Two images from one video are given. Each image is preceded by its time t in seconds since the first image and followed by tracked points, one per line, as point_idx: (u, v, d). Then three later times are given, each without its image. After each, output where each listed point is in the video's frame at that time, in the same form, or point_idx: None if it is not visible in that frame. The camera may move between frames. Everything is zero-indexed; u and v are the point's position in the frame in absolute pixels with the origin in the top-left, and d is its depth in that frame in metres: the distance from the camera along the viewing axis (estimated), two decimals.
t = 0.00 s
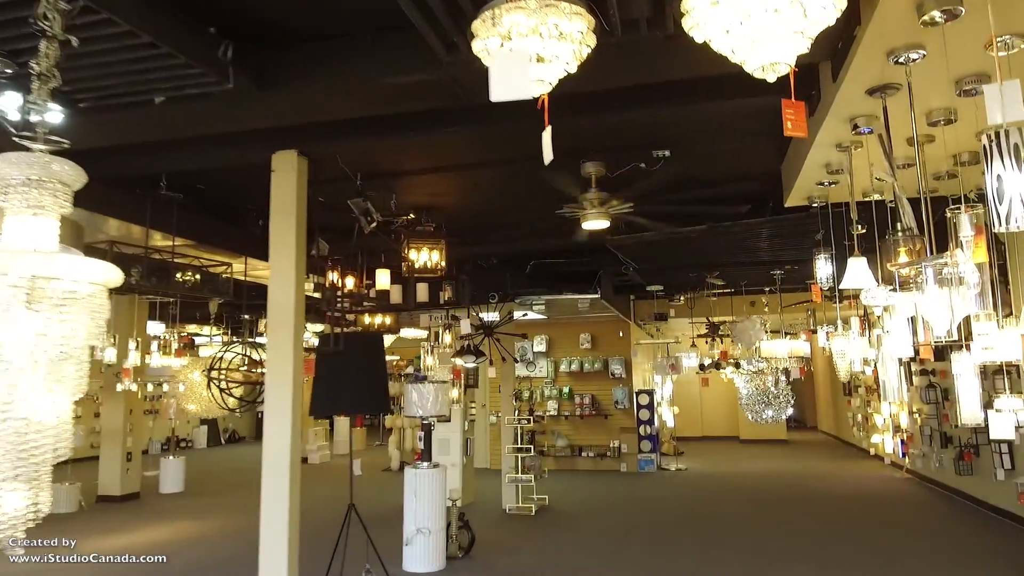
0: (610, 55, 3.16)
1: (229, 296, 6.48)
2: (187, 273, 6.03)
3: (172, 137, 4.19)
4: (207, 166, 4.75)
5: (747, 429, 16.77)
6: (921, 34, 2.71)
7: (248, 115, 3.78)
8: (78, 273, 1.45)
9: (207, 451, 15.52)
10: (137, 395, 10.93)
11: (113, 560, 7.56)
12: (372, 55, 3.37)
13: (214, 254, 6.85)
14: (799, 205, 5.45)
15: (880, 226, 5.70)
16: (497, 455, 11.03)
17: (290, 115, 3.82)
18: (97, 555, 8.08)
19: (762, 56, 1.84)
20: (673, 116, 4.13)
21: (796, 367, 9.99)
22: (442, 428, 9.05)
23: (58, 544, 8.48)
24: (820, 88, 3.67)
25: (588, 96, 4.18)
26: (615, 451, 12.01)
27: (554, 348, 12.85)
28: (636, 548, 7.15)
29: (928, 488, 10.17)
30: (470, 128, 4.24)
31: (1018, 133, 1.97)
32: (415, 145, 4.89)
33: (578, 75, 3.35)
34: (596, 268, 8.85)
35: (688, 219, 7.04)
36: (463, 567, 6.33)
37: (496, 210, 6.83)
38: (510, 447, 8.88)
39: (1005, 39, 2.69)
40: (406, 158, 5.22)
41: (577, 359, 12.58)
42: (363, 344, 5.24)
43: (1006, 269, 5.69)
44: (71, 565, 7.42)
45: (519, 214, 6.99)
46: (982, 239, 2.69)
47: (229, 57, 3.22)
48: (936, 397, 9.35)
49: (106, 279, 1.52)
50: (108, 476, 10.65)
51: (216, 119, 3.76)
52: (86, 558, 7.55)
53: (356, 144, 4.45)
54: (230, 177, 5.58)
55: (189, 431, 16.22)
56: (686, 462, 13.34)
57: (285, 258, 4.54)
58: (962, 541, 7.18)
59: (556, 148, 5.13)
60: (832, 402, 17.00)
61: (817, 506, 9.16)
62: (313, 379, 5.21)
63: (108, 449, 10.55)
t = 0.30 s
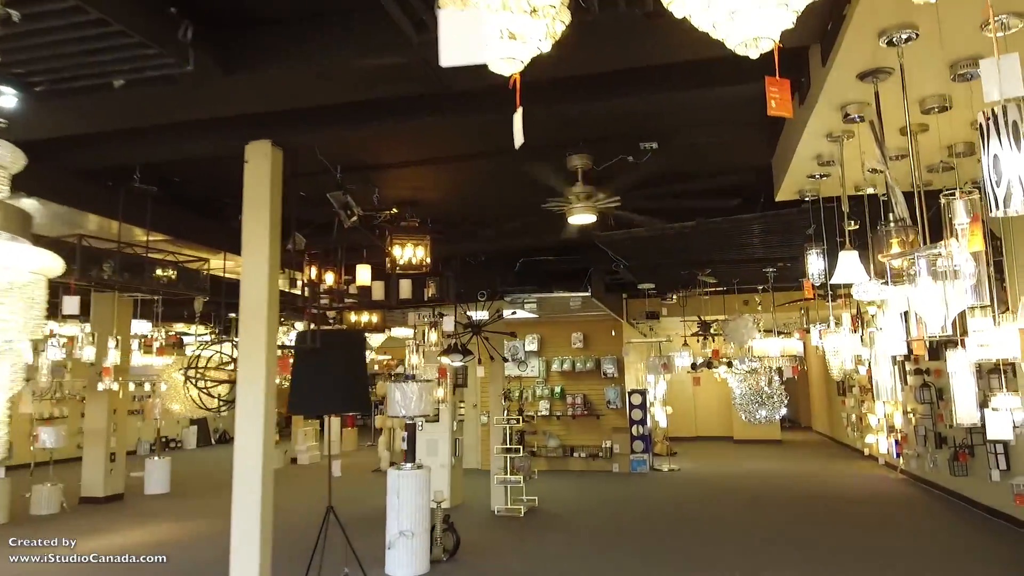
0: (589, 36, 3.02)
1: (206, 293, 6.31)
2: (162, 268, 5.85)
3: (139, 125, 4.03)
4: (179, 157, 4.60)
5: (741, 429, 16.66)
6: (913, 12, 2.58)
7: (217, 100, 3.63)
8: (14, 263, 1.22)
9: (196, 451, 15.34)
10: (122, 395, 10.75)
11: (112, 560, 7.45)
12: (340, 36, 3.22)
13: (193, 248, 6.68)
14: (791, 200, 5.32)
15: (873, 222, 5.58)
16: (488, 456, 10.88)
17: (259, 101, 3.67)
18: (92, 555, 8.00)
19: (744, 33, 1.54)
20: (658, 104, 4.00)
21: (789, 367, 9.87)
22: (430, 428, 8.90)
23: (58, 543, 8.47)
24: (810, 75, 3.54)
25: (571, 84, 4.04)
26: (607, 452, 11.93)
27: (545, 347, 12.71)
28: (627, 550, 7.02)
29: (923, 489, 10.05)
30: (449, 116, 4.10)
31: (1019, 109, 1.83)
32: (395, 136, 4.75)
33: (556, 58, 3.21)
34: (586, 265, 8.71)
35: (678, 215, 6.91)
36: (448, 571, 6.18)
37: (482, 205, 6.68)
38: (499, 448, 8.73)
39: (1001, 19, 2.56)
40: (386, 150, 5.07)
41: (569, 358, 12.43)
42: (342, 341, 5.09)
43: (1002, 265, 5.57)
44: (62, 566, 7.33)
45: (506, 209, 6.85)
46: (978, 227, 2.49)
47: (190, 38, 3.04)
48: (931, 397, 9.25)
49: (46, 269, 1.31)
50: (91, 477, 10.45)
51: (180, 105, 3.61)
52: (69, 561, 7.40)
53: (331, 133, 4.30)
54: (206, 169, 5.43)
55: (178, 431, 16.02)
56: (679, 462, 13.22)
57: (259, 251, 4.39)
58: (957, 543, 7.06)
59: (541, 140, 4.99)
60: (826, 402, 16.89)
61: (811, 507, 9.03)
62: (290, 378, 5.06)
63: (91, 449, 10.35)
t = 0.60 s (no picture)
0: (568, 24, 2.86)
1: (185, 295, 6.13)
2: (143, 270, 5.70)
3: (105, 120, 3.87)
4: (152, 154, 4.44)
5: (738, 430, 16.51)
6: None
7: (183, 93, 3.47)
8: None
9: (188, 454, 15.17)
10: (109, 397, 10.58)
11: (111, 560, 7.44)
12: (308, 24, 3.05)
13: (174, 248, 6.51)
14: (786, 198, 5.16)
15: (871, 221, 5.43)
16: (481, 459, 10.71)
17: (227, 94, 3.50)
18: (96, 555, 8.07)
19: (727, 16, 1.35)
20: (646, 98, 3.84)
21: (786, 369, 9.71)
22: (421, 432, 8.74)
23: (60, 543, 8.48)
24: (804, 67, 3.38)
25: (554, 77, 3.88)
26: (602, 455, 11.70)
27: (540, 348, 12.54)
28: (619, 556, 6.86)
29: (922, 492, 9.90)
30: (428, 110, 3.93)
31: None
32: (376, 131, 4.58)
33: (536, 47, 3.05)
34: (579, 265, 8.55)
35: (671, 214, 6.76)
36: None
37: (471, 203, 6.51)
38: (491, 451, 8.55)
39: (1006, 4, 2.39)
40: (368, 147, 4.91)
41: (564, 360, 12.27)
42: (321, 344, 4.92)
43: (1005, 265, 5.41)
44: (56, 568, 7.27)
45: (496, 208, 6.69)
46: (982, 225, 2.36)
47: (147, 26, 2.87)
48: (930, 399, 9.10)
49: None
50: (77, 482, 10.25)
51: (144, 98, 3.44)
52: (54, 566, 7.27)
53: (307, 130, 4.13)
54: (184, 167, 5.26)
55: (171, 433, 15.86)
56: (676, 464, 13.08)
57: (232, 251, 4.23)
58: (958, 550, 6.89)
59: (528, 136, 4.83)
60: (825, 403, 16.72)
61: (808, 512, 8.87)
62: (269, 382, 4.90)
63: (77, 453, 10.18)
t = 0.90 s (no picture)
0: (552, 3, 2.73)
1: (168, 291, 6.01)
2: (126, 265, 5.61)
3: (77, 108, 3.74)
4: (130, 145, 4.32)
5: (736, 429, 16.38)
6: None
7: (154, 78, 3.34)
8: None
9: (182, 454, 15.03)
10: (99, 396, 10.42)
11: (112, 560, 7.33)
12: (282, 5, 2.92)
13: (158, 244, 6.37)
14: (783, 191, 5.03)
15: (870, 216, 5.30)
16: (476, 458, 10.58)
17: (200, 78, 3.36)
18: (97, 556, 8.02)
19: None
20: (637, 86, 3.71)
21: (784, 368, 9.59)
22: (414, 431, 8.59)
23: (59, 543, 8.41)
24: (801, 51, 3.24)
25: (542, 64, 3.76)
26: (598, 454, 11.54)
27: (536, 347, 12.41)
28: (614, 556, 6.75)
29: (922, 492, 9.78)
30: (412, 98, 3.80)
31: None
32: (360, 121, 4.45)
33: (520, 29, 2.93)
34: (574, 262, 8.41)
35: (667, 209, 6.63)
36: None
37: (462, 198, 6.38)
38: (484, 451, 8.40)
39: None
40: (353, 138, 4.78)
41: (561, 358, 12.12)
42: (306, 340, 4.79)
43: (1008, 260, 5.28)
44: (46, 565, 7.19)
45: (488, 203, 6.56)
46: (989, 209, 2.30)
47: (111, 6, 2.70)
48: (930, 398, 8.97)
49: None
50: (66, 482, 10.08)
51: (114, 83, 3.32)
52: (40, 566, 7.15)
53: (287, 119, 4.00)
54: (166, 159, 5.14)
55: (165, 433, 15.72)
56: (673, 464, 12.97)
57: (211, 244, 4.10)
58: (959, 551, 6.77)
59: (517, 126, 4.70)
60: (824, 402, 16.60)
61: (806, 513, 8.75)
62: (253, 380, 4.77)
63: (66, 452, 10.03)
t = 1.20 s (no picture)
0: None
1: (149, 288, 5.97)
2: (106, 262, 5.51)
3: (49, 97, 3.64)
4: (107, 137, 4.22)
5: (734, 430, 16.26)
6: None
7: (125, 63, 3.23)
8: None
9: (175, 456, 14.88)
10: (87, 396, 10.24)
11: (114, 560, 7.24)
12: None
13: (140, 241, 6.24)
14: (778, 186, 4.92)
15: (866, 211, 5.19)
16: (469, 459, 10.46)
17: (172, 63, 3.26)
18: (97, 557, 7.92)
19: None
20: (625, 75, 3.60)
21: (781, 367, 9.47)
22: (405, 432, 8.44)
23: (59, 544, 8.31)
24: (795, 37, 3.13)
25: (527, 53, 3.65)
26: (594, 455, 11.46)
27: (532, 347, 12.27)
28: (609, 559, 6.62)
29: (921, 494, 9.67)
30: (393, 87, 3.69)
31: None
32: (344, 112, 4.33)
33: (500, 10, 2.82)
34: (567, 260, 8.29)
35: (661, 206, 6.51)
36: None
37: (452, 194, 6.27)
38: (477, 452, 8.26)
39: None
40: (338, 130, 4.67)
41: (556, 358, 11.99)
42: (289, 338, 4.69)
43: (1008, 256, 5.17)
44: (22, 569, 7.00)
45: (478, 199, 6.45)
46: (992, 194, 2.22)
47: None
48: (928, 398, 8.86)
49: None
50: (53, 483, 9.90)
51: (83, 70, 3.21)
52: (24, 568, 7.01)
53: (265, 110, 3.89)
54: (147, 152, 5.03)
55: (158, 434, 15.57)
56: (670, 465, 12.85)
57: (188, 239, 3.98)
58: (958, 554, 6.65)
59: (506, 117, 4.59)
60: (821, 402, 16.51)
61: (803, 514, 8.64)
62: (234, 379, 4.64)
63: (54, 453, 9.85)
